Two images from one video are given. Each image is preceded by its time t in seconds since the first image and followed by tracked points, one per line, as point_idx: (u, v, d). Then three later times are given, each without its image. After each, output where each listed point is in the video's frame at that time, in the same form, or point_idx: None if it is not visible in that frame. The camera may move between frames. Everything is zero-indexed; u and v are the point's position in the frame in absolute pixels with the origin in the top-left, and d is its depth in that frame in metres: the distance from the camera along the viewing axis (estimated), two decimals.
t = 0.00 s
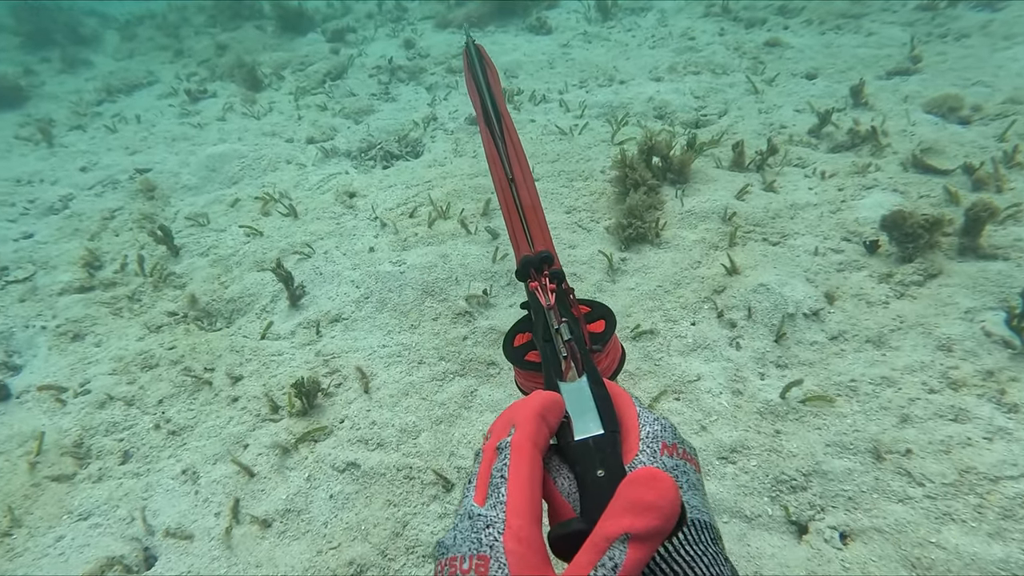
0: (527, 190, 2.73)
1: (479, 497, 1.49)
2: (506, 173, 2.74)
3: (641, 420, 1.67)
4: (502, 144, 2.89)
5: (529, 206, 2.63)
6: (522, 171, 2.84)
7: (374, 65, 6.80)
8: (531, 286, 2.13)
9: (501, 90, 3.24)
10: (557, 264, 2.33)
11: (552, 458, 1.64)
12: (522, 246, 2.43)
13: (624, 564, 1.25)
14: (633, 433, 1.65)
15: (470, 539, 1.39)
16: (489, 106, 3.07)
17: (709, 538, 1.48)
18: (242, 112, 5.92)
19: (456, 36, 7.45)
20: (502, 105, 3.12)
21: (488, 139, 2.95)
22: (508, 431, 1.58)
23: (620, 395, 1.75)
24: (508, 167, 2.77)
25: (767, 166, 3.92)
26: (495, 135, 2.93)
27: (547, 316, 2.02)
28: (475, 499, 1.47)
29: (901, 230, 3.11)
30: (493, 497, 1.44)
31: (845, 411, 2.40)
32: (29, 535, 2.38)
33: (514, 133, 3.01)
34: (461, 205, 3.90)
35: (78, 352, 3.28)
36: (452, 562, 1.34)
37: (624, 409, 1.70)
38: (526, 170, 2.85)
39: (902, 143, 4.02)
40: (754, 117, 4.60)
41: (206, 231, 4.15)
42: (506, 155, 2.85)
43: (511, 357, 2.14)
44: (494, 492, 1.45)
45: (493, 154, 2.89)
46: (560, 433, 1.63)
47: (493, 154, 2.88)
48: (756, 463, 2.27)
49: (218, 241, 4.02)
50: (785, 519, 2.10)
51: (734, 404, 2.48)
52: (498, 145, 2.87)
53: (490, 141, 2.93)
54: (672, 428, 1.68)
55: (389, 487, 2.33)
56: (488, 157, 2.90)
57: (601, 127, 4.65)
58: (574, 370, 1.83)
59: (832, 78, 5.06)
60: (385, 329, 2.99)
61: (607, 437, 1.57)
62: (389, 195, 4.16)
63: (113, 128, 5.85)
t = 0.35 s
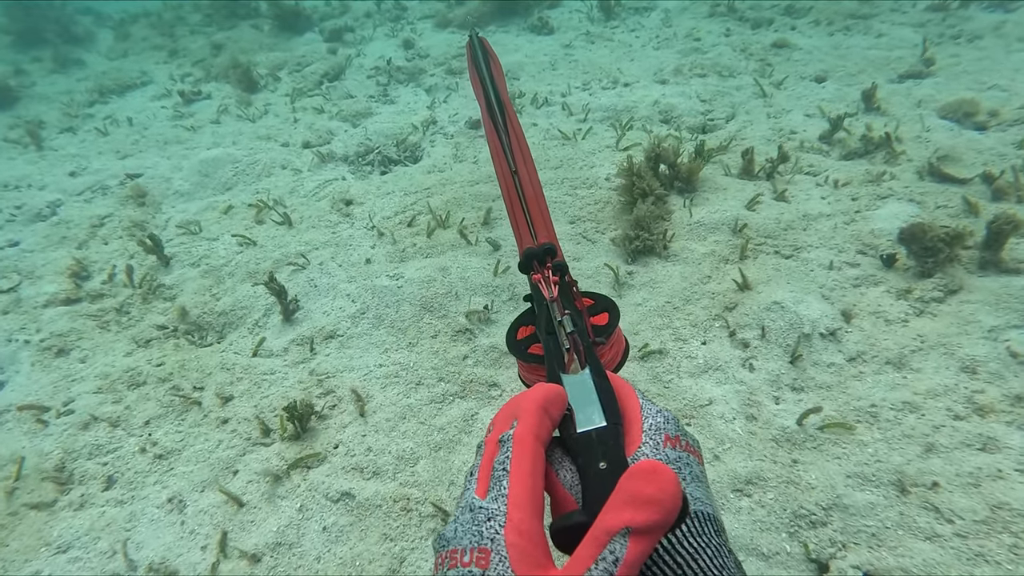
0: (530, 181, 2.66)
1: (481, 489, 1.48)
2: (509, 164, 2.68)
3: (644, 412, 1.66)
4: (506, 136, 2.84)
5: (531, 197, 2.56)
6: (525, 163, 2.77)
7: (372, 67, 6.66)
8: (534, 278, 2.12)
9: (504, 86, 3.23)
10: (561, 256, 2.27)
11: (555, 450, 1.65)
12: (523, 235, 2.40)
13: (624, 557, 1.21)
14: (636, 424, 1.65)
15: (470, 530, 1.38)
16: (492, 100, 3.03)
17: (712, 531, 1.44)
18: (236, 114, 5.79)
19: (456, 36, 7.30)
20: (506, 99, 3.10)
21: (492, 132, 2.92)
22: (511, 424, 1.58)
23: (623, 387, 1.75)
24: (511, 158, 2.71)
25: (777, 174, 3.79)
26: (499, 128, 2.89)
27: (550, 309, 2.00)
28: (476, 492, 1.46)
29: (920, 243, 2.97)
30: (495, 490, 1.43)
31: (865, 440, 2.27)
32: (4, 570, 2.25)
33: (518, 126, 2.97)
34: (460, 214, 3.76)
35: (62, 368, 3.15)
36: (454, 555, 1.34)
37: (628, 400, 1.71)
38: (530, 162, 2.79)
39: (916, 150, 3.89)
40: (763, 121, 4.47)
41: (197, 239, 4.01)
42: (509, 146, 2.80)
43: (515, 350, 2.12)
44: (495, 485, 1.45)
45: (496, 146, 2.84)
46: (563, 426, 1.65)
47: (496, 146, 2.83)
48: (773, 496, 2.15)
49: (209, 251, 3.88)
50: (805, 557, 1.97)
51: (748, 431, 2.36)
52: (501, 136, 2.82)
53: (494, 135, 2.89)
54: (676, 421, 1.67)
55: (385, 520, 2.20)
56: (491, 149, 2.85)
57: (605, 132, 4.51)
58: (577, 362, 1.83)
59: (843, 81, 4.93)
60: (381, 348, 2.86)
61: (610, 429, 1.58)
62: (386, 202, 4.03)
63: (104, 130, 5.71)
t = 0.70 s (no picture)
0: (536, 174, 2.67)
1: (486, 471, 1.48)
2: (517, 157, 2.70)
3: (649, 399, 1.67)
4: (514, 132, 2.90)
5: (538, 189, 2.58)
6: (532, 157, 2.80)
7: (371, 67, 6.53)
8: (539, 267, 2.08)
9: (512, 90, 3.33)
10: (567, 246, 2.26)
11: (560, 435, 1.64)
12: (530, 225, 2.40)
13: (629, 539, 1.24)
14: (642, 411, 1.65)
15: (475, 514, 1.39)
16: (501, 101, 3.12)
17: (717, 516, 1.51)
18: (232, 117, 5.67)
19: (456, 37, 7.17)
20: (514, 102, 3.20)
21: (500, 131, 2.98)
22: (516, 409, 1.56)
23: (630, 374, 1.73)
24: (518, 152, 2.73)
25: (788, 182, 3.66)
26: (506, 125, 2.94)
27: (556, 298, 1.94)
28: (481, 475, 1.46)
29: (940, 256, 2.83)
30: (499, 473, 1.43)
31: (887, 468, 2.15)
32: None
33: (525, 125, 3.03)
34: (461, 222, 3.64)
35: (47, 384, 3.04)
36: (458, 537, 1.36)
37: (634, 388, 1.68)
38: (537, 158, 2.82)
39: (932, 156, 3.76)
40: (772, 126, 4.34)
41: (191, 247, 3.90)
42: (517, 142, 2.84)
43: (519, 340, 2.05)
44: (500, 468, 1.45)
45: (503, 144, 2.90)
46: (568, 411, 1.62)
47: (503, 143, 2.88)
48: (791, 529, 2.03)
49: (202, 260, 3.76)
50: None
51: (763, 458, 2.25)
52: (509, 133, 2.87)
53: (502, 133, 2.95)
54: (681, 408, 1.69)
55: (381, 553, 2.08)
56: (499, 146, 2.91)
57: (610, 136, 4.38)
58: (583, 349, 1.77)
59: (854, 83, 4.80)
60: (378, 366, 2.75)
61: (616, 415, 1.56)
62: (385, 209, 3.91)
63: (97, 133, 5.60)
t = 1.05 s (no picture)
0: (540, 170, 2.61)
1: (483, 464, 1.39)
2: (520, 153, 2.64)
3: (649, 389, 1.55)
4: (518, 126, 2.84)
5: (541, 185, 2.51)
6: (535, 153, 2.73)
7: (369, 68, 6.41)
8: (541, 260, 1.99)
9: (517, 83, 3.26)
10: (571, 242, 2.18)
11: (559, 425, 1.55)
12: (533, 220, 2.33)
13: (625, 532, 1.12)
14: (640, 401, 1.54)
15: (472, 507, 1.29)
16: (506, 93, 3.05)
17: (717, 507, 1.36)
18: (226, 119, 5.55)
19: (456, 37, 7.05)
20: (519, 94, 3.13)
21: (503, 124, 2.91)
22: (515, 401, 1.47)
23: (629, 365, 1.63)
24: (521, 147, 2.67)
25: (797, 190, 3.55)
26: (511, 120, 2.88)
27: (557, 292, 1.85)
28: (478, 467, 1.37)
29: (957, 270, 2.71)
30: (497, 465, 1.34)
31: (907, 499, 2.04)
32: None
33: (530, 121, 2.98)
34: (461, 232, 3.53)
35: (30, 401, 2.93)
36: (453, 529, 1.25)
37: (632, 378, 1.58)
38: (541, 153, 2.75)
39: (945, 164, 3.65)
40: (780, 131, 4.23)
41: (182, 256, 3.79)
42: (520, 136, 2.78)
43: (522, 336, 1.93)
44: (497, 460, 1.36)
45: (507, 138, 2.83)
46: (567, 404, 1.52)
47: (507, 137, 2.82)
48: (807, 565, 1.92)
49: (193, 270, 3.65)
50: None
51: (775, 487, 2.14)
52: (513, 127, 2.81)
53: (506, 127, 2.88)
54: (681, 399, 1.57)
55: None
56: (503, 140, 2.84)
57: (613, 142, 4.27)
58: (584, 343, 1.68)
59: (863, 87, 4.69)
60: (373, 386, 2.64)
61: (615, 407, 1.46)
62: (381, 218, 3.80)
63: (88, 136, 5.48)
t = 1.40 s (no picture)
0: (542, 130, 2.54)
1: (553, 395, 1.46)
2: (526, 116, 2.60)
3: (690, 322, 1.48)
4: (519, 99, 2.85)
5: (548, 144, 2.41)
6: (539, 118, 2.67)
7: (354, 46, 6.21)
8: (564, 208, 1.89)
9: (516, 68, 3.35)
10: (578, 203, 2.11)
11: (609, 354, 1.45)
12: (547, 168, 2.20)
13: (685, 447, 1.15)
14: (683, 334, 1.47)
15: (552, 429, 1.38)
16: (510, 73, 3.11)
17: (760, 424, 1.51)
18: (206, 97, 5.35)
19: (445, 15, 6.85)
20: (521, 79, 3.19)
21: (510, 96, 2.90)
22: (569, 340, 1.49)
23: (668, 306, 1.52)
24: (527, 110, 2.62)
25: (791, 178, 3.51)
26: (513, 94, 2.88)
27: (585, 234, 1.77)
28: (551, 398, 1.44)
29: (948, 258, 2.68)
30: (565, 391, 1.40)
31: (896, 494, 2.04)
32: None
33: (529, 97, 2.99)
34: (450, 219, 3.46)
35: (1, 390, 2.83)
36: (536, 443, 1.36)
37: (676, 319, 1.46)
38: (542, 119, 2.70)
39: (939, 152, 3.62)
40: (775, 116, 4.16)
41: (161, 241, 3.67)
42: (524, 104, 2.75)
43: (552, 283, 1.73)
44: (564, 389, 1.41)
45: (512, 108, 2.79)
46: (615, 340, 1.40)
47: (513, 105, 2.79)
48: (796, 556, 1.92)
49: (173, 256, 3.54)
50: None
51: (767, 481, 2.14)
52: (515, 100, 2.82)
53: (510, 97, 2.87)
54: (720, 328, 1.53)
55: None
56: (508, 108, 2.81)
57: (606, 127, 4.18)
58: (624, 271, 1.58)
59: (858, 71, 4.62)
60: (360, 379, 2.59)
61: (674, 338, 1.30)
62: (369, 204, 3.71)
63: (60, 113, 5.26)
